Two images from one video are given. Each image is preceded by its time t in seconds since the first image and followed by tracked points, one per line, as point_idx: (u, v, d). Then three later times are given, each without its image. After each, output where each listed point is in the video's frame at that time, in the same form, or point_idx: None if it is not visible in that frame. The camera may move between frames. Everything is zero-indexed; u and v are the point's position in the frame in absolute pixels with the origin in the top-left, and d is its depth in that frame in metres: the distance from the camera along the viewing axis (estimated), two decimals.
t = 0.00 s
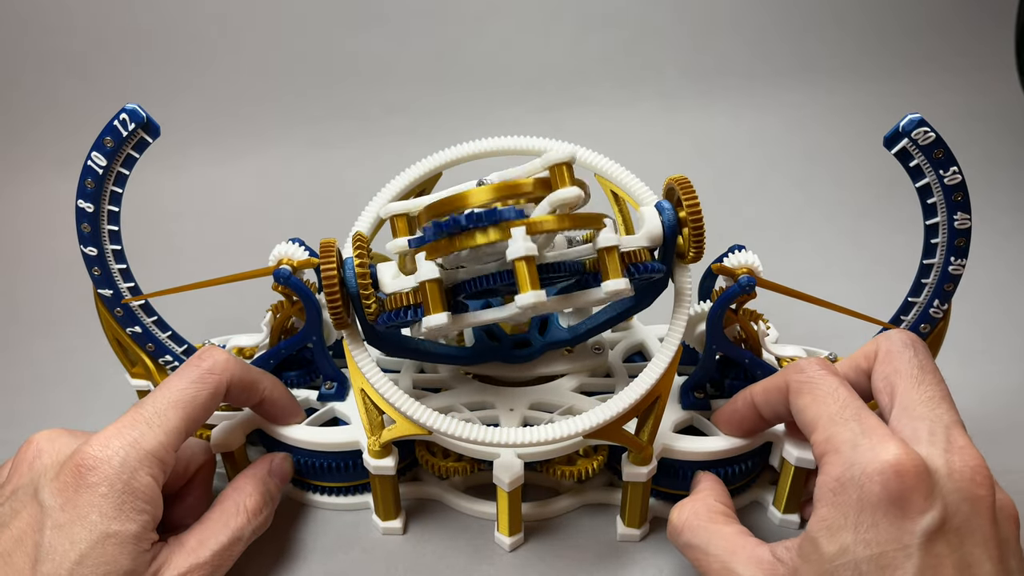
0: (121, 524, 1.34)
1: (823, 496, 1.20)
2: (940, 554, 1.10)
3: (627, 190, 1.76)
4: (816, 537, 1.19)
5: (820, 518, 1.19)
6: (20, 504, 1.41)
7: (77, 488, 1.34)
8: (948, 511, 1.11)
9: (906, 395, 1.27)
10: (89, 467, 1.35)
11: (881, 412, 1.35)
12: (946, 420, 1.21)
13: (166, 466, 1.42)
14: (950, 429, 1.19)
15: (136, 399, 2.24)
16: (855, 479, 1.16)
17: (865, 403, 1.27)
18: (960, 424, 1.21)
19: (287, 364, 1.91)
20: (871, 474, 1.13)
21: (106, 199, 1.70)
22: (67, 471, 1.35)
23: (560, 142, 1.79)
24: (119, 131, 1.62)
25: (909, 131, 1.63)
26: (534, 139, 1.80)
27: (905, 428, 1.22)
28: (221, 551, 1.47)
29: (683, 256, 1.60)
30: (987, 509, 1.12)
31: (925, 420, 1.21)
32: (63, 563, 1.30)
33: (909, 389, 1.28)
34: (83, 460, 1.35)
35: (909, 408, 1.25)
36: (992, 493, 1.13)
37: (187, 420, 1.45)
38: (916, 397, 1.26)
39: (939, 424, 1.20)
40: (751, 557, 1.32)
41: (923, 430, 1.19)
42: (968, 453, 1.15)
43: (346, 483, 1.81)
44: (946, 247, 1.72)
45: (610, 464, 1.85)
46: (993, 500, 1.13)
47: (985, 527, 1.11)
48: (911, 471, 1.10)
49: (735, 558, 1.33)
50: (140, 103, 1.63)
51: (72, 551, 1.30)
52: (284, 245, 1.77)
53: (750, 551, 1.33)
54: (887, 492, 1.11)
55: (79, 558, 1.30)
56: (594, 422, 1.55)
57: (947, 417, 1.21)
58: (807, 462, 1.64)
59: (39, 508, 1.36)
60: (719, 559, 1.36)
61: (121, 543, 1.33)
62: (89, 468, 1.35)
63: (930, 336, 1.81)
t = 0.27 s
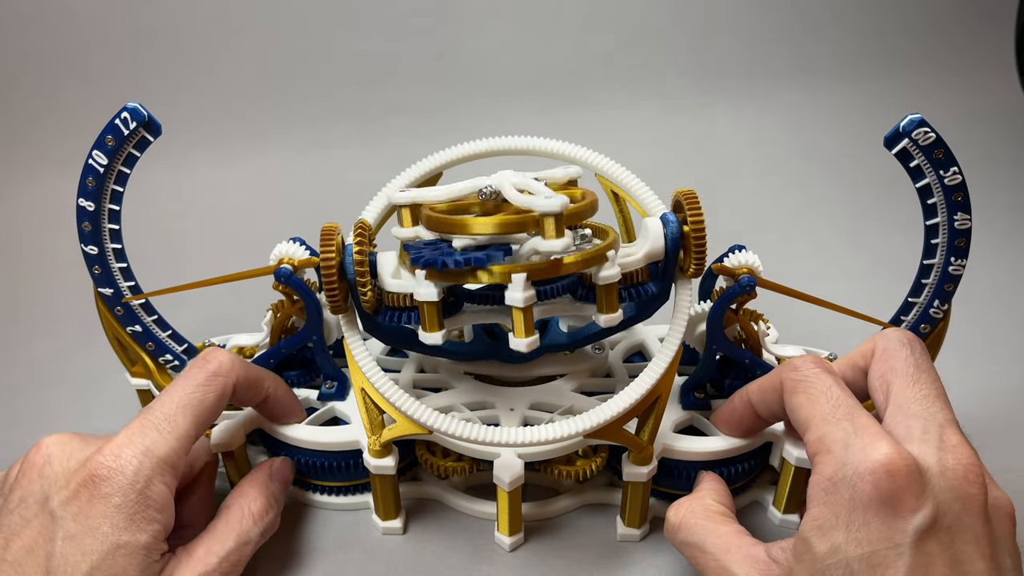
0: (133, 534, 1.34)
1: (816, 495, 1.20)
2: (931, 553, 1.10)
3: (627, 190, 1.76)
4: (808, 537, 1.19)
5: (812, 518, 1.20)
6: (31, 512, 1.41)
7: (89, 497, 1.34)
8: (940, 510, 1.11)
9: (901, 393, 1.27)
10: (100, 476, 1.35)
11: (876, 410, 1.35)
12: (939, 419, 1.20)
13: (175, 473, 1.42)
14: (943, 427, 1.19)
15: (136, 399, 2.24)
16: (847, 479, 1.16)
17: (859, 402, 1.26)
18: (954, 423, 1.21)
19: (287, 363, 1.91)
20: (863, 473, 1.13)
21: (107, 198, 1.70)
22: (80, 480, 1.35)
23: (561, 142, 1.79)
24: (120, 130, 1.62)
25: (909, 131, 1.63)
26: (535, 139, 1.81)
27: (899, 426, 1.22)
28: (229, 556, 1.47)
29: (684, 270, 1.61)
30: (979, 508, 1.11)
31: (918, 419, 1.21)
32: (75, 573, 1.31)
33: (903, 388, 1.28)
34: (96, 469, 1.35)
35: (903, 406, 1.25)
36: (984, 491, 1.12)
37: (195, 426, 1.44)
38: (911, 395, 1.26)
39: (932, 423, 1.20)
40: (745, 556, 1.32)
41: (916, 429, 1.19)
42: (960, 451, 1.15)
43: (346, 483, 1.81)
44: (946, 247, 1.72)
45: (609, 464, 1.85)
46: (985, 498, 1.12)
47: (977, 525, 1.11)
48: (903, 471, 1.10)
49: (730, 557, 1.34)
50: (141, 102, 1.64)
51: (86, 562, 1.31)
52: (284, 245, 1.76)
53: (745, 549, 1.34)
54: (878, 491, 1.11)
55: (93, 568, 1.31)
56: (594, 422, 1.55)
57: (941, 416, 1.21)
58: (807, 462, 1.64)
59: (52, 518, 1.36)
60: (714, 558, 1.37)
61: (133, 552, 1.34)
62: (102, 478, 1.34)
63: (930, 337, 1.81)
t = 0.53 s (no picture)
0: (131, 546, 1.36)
1: (822, 498, 1.20)
2: (938, 557, 1.09)
3: (628, 190, 1.76)
4: (815, 539, 1.20)
5: (817, 520, 1.20)
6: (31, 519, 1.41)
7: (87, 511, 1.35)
8: (947, 513, 1.10)
9: (903, 395, 1.27)
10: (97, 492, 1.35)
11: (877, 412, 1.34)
12: (943, 422, 1.20)
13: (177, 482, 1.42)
14: (947, 431, 1.19)
15: (136, 398, 2.24)
16: (854, 481, 1.16)
17: (863, 403, 1.26)
18: (957, 426, 1.21)
19: (287, 363, 1.91)
20: (869, 477, 1.13)
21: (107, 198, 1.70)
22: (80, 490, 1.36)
23: (561, 142, 1.79)
24: (120, 130, 1.62)
25: (909, 131, 1.63)
26: (535, 139, 1.80)
27: (904, 429, 1.22)
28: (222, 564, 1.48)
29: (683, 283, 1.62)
30: (985, 512, 1.11)
31: (923, 422, 1.21)
32: None
33: (905, 390, 1.28)
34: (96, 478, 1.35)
35: (906, 408, 1.25)
36: (991, 495, 1.12)
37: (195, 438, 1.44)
38: (913, 397, 1.26)
39: (937, 426, 1.19)
40: (750, 558, 1.32)
41: (920, 433, 1.19)
42: (966, 456, 1.15)
43: (345, 483, 1.81)
44: (946, 247, 1.72)
45: (610, 464, 1.85)
46: (991, 502, 1.12)
47: (984, 529, 1.10)
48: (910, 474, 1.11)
49: (734, 558, 1.34)
50: (142, 102, 1.64)
51: None
52: (284, 245, 1.76)
53: (749, 551, 1.34)
54: (886, 494, 1.11)
55: None
56: (594, 422, 1.55)
57: (944, 418, 1.21)
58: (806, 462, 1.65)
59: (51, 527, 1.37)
60: (719, 559, 1.37)
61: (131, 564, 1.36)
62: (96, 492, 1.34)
63: (930, 337, 1.81)
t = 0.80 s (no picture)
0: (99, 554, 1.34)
1: (821, 498, 1.20)
2: (939, 554, 1.09)
3: (628, 191, 1.77)
4: (816, 538, 1.20)
5: (818, 520, 1.20)
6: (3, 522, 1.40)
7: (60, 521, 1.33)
8: (946, 510, 1.11)
9: (898, 391, 1.27)
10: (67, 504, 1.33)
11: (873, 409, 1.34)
12: (940, 417, 1.20)
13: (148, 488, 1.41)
14: (944, 426, 1.19)
15: (136, 398, 2.24)
16: (854, 480, 1.16)
17: (860, 400, 1.26)
18: (954, 421, 1.21)
19: (287, 363, 1.91)
20: (870, 475, 1.13)
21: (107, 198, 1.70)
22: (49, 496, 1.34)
23: (562, 142, 1.79)
24: (120, 130, 1.62)
25: (909, 131, 1.63)
26: (535, 139, 1.79)
27: (901, 425, 1.22)
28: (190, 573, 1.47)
29: (681, 297, 1.63)
30: (984, 508, 1.11)
31: (920, 418, 1.21)
32: None
33: (901, 386, 1.28)
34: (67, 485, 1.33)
35: (902, 405, 1.25)
36: (988, 491, 1.13)
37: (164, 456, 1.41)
38: (909, 393, 1.26)
39: (934, 422, 1.20)
40: (753, 556, 1.32)
41: (918, 429, 1.19)
42: (962, 452, 1.15)
43: (345, 483, 1.81)
44: (946, 247, 1.72)
45: (610, 464, 1.85)
46: (989, 498, 1.13)
47: (983, 525, 1.11)
48: (910, 471, 1.11)
49: (737, 557, 1.34)
50: (142, 102, 1.63)
51: None
52: (284, 245, 1.76)
53: (752, 549, 1.34)
54: (887, 492, 1.11)
55: None
56: (594, 422, 1.55)
57: (941, 414, 1.21)
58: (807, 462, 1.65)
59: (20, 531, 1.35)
60: (721, 558, 1.37)
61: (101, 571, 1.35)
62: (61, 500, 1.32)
63: (930, 336, 1.81)
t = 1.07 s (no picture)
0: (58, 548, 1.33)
1: (817, 497, 1.20)
2: (933, 554, 1.10)
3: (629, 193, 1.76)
4: (810, 538, 1.19)
5: (813, 519, 1.19)
6: None
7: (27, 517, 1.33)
8: (941, 510, 1.11)
9: (896, 390, 1.27)
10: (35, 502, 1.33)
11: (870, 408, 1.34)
12: (936, 417, 1.20)
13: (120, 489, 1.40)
14: (940, 426, 1.19)
15: (136, 398, 2.24)
16: (849, 480, 1.15)
17: (856, 400, 1.26)
18: (950, 421, 1.21)
19: (287, 363, 1.91)
20: (865, 474, 1.13)
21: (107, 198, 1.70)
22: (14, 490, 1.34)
23: (562, 143, 1.79)
24: (120, 130, 1.62)
25: (909, 131, 1.63)
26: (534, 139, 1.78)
27: (897, 425, 1.22)
28: None
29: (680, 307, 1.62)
30: (979, 507, 1.12)
31: (916, 418, 1.21)
32: None
33: (899, 385, 1.28)
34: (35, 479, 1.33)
35: (899, 404, 1.25)
36: (983, 491, 1.13)
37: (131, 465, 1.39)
38: (906, 392, 1.26)
39: (931, 422, 1.20)
40: (749, 555, 1.32)
41: (914, 429, 1.19)
42: (958, 452, 1.15)
43: (345, 483, 1.81)
44: (946, 247, 1.72)
45: (610, 464, 1.85)
46: (984, 498, 1.13)
47: (977, 526, 1.11)
48: (905, 470, 1.11)
49: (732, 556, 1.34)
50: (142, 102, 1.63)
51: None
52: (284, 245, 1.76)
53: (749, 548, 1.34)
54: (882, 491, 1.11)
55: None
56: (594, 422, 1.55)
57: (937, 414, 1.21)
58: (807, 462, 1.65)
59: None
60: (717, 556, 1.37)
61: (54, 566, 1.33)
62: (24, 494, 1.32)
63: (930, 336, 1.81)
